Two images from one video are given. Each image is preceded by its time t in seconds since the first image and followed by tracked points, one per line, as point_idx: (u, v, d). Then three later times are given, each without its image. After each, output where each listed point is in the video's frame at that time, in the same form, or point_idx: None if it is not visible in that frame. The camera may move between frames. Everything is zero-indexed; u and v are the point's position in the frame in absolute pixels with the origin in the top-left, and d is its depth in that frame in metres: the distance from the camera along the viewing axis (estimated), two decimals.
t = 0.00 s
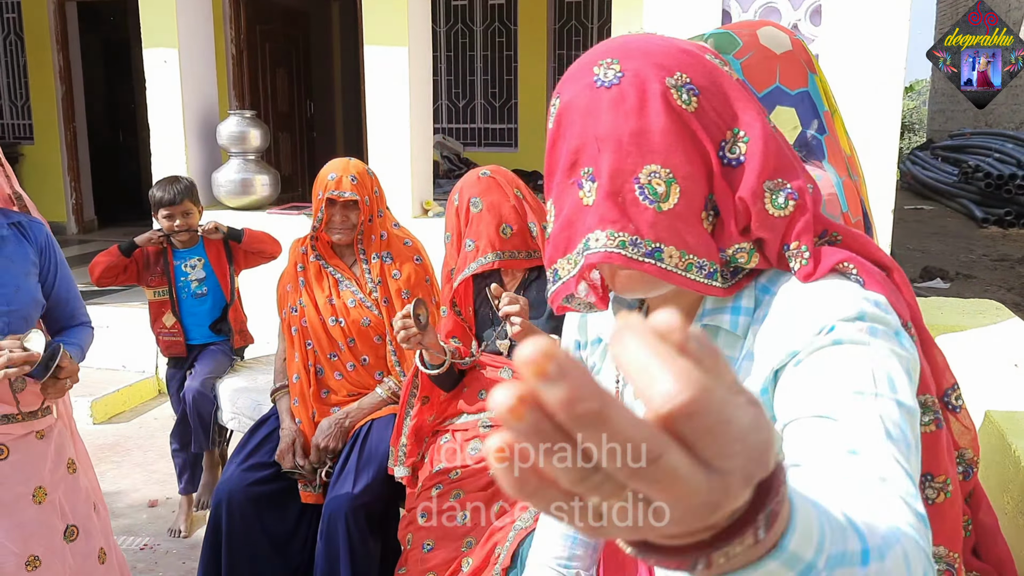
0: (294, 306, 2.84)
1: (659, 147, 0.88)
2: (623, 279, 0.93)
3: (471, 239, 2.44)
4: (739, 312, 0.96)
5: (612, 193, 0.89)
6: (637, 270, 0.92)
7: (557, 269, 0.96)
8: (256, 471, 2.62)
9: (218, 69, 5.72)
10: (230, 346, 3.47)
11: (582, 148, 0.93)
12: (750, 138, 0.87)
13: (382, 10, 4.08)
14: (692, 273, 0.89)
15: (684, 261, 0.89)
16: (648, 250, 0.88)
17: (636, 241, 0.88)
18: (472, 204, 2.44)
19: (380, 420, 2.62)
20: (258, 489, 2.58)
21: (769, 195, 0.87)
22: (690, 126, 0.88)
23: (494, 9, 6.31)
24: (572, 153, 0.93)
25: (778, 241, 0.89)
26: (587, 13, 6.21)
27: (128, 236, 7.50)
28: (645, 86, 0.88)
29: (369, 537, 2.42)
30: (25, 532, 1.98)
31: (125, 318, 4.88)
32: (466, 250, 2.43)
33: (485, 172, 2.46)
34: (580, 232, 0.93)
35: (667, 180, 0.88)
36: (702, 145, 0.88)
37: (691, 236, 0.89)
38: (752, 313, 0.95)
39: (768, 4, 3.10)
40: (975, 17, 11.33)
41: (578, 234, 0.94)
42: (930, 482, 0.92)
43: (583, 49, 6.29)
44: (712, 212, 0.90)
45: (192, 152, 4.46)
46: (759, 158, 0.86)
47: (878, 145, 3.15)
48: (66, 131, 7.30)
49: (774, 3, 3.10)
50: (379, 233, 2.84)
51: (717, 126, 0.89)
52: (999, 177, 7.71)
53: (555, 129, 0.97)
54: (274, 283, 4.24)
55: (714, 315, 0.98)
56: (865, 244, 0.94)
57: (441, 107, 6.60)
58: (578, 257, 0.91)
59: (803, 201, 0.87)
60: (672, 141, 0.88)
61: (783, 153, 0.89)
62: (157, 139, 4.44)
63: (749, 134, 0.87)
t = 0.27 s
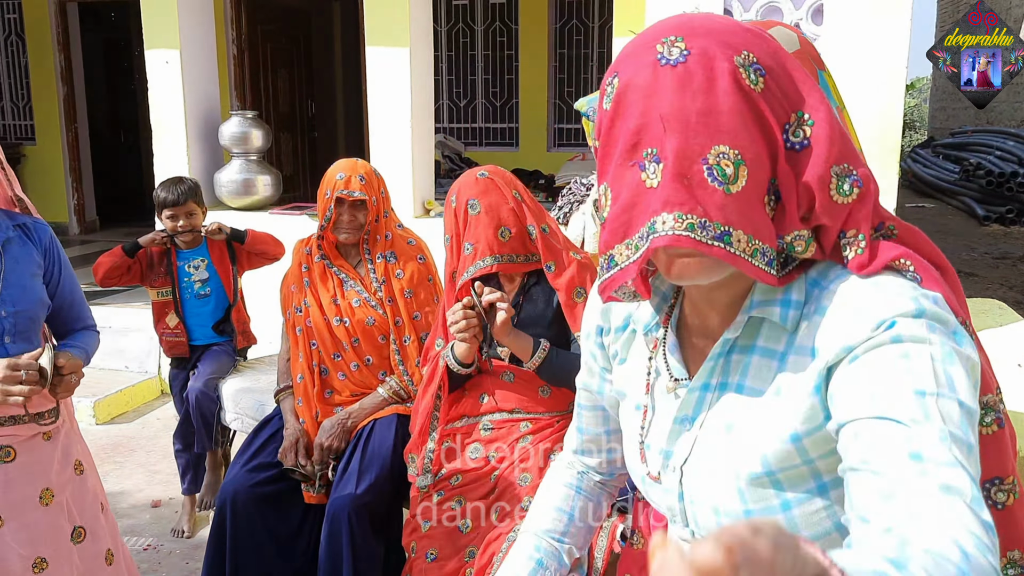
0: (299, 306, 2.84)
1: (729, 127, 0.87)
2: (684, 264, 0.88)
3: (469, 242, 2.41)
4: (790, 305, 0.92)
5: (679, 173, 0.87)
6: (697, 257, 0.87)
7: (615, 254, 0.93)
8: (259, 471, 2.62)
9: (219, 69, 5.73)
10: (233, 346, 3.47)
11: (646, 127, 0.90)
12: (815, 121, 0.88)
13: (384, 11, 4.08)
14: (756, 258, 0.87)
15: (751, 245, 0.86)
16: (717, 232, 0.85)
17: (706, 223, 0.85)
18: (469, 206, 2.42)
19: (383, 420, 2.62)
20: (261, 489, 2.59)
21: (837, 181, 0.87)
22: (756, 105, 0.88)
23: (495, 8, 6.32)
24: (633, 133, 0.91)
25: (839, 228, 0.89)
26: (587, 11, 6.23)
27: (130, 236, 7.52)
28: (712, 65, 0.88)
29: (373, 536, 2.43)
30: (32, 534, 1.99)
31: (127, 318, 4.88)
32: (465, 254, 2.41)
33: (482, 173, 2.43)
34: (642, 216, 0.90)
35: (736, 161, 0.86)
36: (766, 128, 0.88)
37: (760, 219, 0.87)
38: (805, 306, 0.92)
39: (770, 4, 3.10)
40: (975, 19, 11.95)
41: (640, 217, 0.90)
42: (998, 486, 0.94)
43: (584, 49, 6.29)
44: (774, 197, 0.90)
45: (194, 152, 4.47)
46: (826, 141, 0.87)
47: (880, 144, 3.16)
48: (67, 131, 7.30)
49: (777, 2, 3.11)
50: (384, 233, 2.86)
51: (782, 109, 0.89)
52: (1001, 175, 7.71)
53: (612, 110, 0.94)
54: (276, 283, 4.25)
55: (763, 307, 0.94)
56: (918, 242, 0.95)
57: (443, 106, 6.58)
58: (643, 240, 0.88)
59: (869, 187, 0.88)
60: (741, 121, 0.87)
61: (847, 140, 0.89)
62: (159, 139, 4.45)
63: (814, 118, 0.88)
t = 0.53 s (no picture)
0: (300, 306, 2.83)
1: (757, 143, 0.88)
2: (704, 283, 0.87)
3: (466, 245, 2.40)
4: (799, 329, 0.95)
5: (705, 184, 0.87)
6: (719, 276, 0.87)
7: (627, 263, 0.91)
8: (260, 472, 2.62)
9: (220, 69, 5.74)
10: (234, 347, 3.47)
11: (670, 135, 0.90)
12: (831, 146, 0.91)
13: (384, 11, 4.08)
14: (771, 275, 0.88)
15: (768, 263, 0.87)
16: (739, 247, 0.86)
17: (730, 238, 0.86)
18: (465, 208, 2.42)
19: (384, 420, 2.64)
20: (262, 489, 2.58)
21: (854, 208, 0.91)
22: (781, 122, 0.89)
23: (495, 8, 6.30)
24: (657, 139, 0.90)
25: (852, 262, 0.94)
26: (587, 11, 6.23)
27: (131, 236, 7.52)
28: (742, 80, 0.89)
29: (374, 536, 2.44)
30: (32, 536, 1.99)
31: (128, 319, 4.88)
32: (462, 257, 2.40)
33: (477, 174, 2.43)
34: (666, 222, 0.88)
35: (759, 177, 0.87)
36: (789, 147, 0.90)
37: (781, 237, 0.88)
38: (814, 332, 0.96)
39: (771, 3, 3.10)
40: (975, 18, 12.04)
41: (660, 224, 0.89)
42: (1001, 506, 0.98)
43: (585, 48, 6.28)
44: (791, 216, 0.92)
45: (195, 153, 4.47)
46: (843, 166, 0.91)
47: (881, 143, 3.16)
48: (68, 131, 7.29)
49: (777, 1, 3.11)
50: (387, 234, 2.88)
51: (802, 130, 0.91)
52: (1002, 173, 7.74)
53: (633, 117, 0.93)
54: (277, 284, 4.25)
55: (771, 331, 0.96)
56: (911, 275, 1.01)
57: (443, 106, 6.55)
58: (666, 248, 0.87)
59: (882, 216, 0.92)
60: (768, 137, 0.88)
61: (861, 168, 0.92)
62: (159, 140, 4.45)
63: (832, 143, 0.91)
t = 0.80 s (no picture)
0: (304, 308, 2.84)
1: (779, 144, 0.90)
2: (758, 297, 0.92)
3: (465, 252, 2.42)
4: (820, 330, 1.03)
5: (731, 188, 0.88)
6: (742, 285, 0.90)
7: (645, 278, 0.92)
8: (265, 472, 2.63)
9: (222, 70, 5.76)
10: (238, 348, 3.48)
11: (684, 139, 0.90)
12: (843, 142, 0.97)
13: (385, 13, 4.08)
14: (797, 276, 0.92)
15: (794, 267, 0.92)
16: (767, 256, 0.89)
17: (761, 247, 0.88)
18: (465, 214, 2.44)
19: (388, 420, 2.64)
20: (267, 490, 2.59)
21: (871, 202, 0.98)
22: (799, 117, 0.92)
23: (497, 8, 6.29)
24: (670, 145, 0.91)
25: (870, 256, 1.03)
26: (589, 11, 6.21)
27: (133, 237, 7.52)
28: (756, 76, 0.91)
29: (379, 535, 2.45)
30: (37, 538, 2.00)
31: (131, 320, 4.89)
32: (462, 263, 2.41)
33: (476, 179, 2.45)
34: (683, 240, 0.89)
35: (784, 181, 0.90)
36: (805, 142, 0.93)
37: (806, 238, 0.92)
38: (830, 329, 1.05)
39: (773, 2, 3.09)
40: (975, 18, 12.11)
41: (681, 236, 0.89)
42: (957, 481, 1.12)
43: (587, 49, 6.23)
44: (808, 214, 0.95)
45: (197, 154, 4.48)
46: (854, 163, 0.97)
47: (884, 143, 3.15)
48: (70, 132, 7.30)
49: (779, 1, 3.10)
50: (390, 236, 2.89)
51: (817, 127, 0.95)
52: (1004, 172, 7.76)
53: (643, 119, 0.94)
54: (280, 285, 4.26)
55: (798, 328, 1.04)
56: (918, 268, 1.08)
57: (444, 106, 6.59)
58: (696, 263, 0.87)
59: (894, 209, 1.00)
60: (788, 137, 0.91)
61: (870, 160, 0.98)
62: (162, 142, 4.47)
63: (845, 137, 0.97)
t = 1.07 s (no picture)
0: (308, 308, 2.85)
1: (769, 178, 0.91)
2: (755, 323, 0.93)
3: (469, 251, 2.41)
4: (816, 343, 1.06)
5: (730, 226, 0.89)
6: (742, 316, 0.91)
7: (649, 318, 0.93)
8: (269, 473, 2.64)
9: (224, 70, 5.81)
10: (241, 348, 3.48)
11: (678, 182, 0.91)
12: (825, 164, 0.97)
13: (388, 13, 4.09)
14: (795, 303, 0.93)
15: (791, 290, 0.92)
16: (766, 284, 0.90)
17: (761, 278, 0.90)
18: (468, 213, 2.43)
19: (391, 421, 2.63)
20: (269, 490, 2.60)
21: (852, 219, 0.99)
22: (784, 150, 0.93)
23: (499, 8, 6.30)
24: (665, 189, 0.92)
25: (856, 266, 1.05)
26: (591, 11, 6.21)
27: (136, 237, 7.52)
28: (742, 115, 0.92)
29: (382, 536, 2.46)
30: (42, 537, 2.00)
31: (134, 321, 4.89)
32: (465, 263, 2.40)
33: (478, 178, 2.43)
34: (686, 278, 0.90)
35: (778, 212, 0.91)
36: (793, 170, 0.94)
37: (800, 263, 0.93)
38: (822, 340, 1.08)
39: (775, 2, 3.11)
40: (975, 18, 12.12)
41: (684, 275, 0.90)
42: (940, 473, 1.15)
43: (589, 48, 6.26)
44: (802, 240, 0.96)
45: (200, 154, 4.48)
46: (837, 182, 0.98)
47: (887, 143, 3.15)
48: (73, 133, 7.30)
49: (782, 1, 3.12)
50: (394, 235, 2.87)
51: (801, 152, 0.96)
52: (1006, 171, 7.75)
53: (633, 163, 0.94)
54: (283, 285, 4.26)
55: (797, 346, 1.07)
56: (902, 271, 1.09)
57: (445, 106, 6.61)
58: (703, 302, 0.89)
59: (876, 221, 1.01)
60: (778, 169, 0.92)
61: (852, 178, 0.99)
62: (165, 142, 4.47)
63: (825, 160, 0.97)
